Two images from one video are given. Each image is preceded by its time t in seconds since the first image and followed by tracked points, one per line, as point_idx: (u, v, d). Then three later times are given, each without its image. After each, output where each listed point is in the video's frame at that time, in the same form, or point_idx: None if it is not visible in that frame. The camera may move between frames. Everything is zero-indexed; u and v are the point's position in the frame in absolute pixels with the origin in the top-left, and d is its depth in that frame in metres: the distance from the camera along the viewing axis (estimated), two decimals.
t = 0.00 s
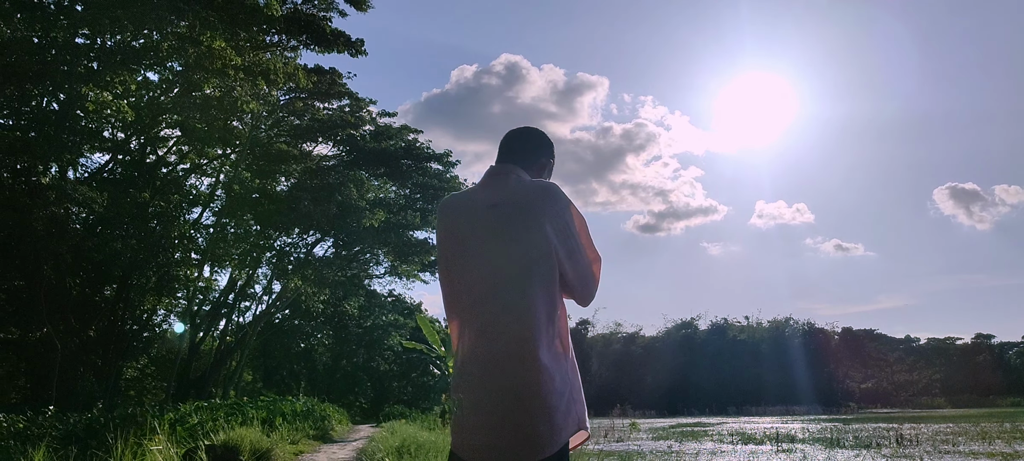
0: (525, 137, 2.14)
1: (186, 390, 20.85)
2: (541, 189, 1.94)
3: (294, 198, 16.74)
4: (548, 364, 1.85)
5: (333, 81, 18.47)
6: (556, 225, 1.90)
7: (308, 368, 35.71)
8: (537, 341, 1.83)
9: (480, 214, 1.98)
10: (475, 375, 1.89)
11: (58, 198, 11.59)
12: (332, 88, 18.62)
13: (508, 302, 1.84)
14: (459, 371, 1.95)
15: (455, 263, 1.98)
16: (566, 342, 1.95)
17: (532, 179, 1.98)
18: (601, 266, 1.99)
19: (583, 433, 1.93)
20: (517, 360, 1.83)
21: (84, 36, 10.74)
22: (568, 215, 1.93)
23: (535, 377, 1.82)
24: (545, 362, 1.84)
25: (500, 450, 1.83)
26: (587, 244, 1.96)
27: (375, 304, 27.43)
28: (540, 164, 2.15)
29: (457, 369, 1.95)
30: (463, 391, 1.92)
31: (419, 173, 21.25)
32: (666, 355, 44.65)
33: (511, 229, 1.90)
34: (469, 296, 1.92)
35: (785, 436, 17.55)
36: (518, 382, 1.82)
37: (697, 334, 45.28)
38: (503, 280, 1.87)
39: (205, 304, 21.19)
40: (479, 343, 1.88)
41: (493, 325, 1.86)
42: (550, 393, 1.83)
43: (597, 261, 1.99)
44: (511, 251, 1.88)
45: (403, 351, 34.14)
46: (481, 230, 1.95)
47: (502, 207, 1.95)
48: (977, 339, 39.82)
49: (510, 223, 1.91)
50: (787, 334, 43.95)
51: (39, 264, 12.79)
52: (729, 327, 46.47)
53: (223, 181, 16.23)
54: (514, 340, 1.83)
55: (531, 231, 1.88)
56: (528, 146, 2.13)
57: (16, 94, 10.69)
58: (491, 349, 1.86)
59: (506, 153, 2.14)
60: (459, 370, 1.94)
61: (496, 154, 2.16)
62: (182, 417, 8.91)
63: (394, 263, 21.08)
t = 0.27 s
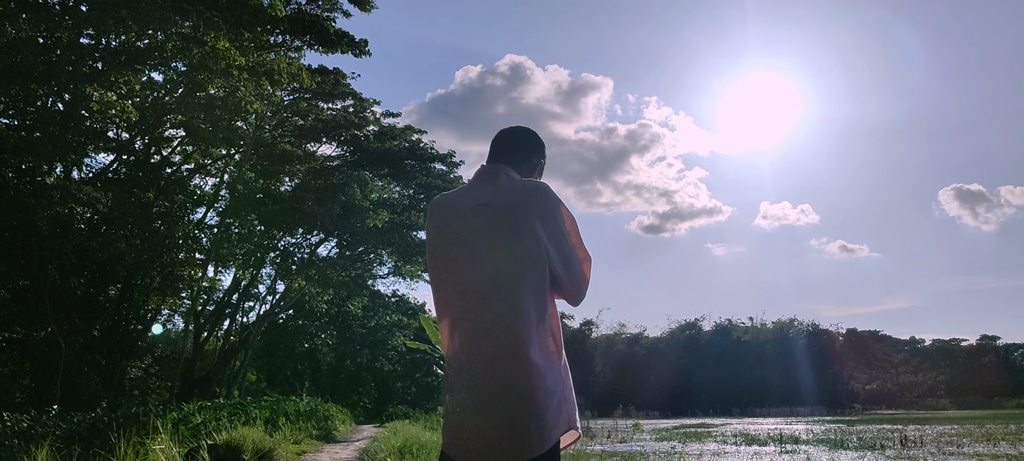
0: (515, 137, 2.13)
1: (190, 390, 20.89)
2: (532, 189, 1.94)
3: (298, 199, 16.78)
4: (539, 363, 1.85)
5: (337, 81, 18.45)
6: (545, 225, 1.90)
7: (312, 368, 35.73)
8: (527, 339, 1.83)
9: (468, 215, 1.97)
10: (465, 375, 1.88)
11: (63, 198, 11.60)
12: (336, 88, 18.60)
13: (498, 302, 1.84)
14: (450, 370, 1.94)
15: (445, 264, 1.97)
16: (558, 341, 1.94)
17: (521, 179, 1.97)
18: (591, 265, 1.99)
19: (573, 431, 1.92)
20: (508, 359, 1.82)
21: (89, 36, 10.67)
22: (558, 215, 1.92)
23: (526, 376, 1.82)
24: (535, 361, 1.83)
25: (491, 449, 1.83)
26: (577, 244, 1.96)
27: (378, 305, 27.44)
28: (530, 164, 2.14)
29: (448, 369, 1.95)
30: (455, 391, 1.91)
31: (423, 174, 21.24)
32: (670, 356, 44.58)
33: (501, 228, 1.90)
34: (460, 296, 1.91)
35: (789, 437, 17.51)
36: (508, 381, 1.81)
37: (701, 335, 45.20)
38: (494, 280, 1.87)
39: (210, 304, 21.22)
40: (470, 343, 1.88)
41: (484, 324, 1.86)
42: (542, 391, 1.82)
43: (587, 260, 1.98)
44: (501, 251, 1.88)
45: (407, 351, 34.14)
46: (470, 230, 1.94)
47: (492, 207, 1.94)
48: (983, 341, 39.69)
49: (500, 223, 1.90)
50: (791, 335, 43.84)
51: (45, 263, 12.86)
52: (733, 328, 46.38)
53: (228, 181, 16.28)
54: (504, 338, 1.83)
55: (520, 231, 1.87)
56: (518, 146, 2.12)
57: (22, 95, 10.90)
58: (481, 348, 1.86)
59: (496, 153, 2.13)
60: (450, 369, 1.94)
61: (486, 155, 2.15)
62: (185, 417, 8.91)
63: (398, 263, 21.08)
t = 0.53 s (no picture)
0: (506, 137, 2.12)
1: (193, 389, 20.92)
2: (523, 189, 1.94)
3: (301, 199, 16.76)
4: (529, 363, 1.84)
5: (341, 82, 18.40)
6: (536, 225, 1.89)
7: (315, 368, 35.78)
8: (518, 340, 1.83)
9: (459, 214, 1.96)
10: (456, 374, 1.87)
11: (67, 198, 11.50)
12: (339, 89, 18.58)
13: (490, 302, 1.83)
14: (440, 369, 1.93)
15: (435, 263, 1.96)
16: (548, 340, 1.94)
17: (512, 179, 1.97)
18: (581, 266, 1.99)
19: (563, 430, 1.93)
20: (498, 358, 1.82)
21: (93, 37, 10.67)
22: (549, 216, 1.92)
23: (516, 376, 1.81)
24: (525, 360, 1.83)
25: (480, 449, 1.82)
26: (567, 245, 1.96)
27: (381, 305, 27.46)
28: (521, 165, 2.14)
29: (438, 367, 1.94)
30: (444, 391, 1.91)
31: (426, 174, 21.25)
32: (673, 357, 44.52)
33: (493, 228, 1.89)
34: (451, 296, 1.91)
35: (792, 439, 17.50)
36: (498, 380, 1.81)
37: (705, 336, 45.13)
38: (485, 279, 1.86)
39: (213, 304, 21.25)
40: (460, 343, 1.87)
41: (474, 323, 1.85)
42: (532, 391, 1.82)
43: (577, 261, 1.99)
44: (491, 251, 1.87)
45: (410, 351, 34.15)
46: (461, 230, 1.94)
47: (482, 207, 1.93)
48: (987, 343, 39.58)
49: (491, 223, 1.90)
50: (795, 336, 43.76)
51: (48, 264, 12.92)
52: (736, 329, 46.31)
53: (231, 182, 16.32)
54: (497, 339, 1.82)
55: (512, 231, 1.87)
56: (509, 147, 2.12)
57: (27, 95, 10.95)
58: (471, 347, 1.85)
59: (487, 154, 2.13)
60: (440, 368, 1.93)
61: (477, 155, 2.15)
62: (189, 417, 8.94)
63: (401, 264, 21.11)
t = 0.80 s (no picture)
0: (496, 136, 2.12)
1: (196, 390, 20.93)
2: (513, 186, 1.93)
3: (304, 200, 16.75)
4: (520, 359, 1.84)
5: (344, 83, 18.35)
6: (526, 222, 1.89)
7: (318, 369, 35.78)
8: (508, 336, 1.82)
9: (448, 212, 1.95)
10: (446, 371, 1.87)
11: (71, 198, 11.67)
12: (343, 90, 18.51)
13: (479, 301, 1.83)
14: (429, 367, 1.93)
15: (425, 260, 1.95)
16: (538, 338, 1.93)
17: (502, 177, 1.97)
18: (572, 264, 1.98)
19: (556, 429, 1.91)
20: (488, 355, 1.81)
21: (97, 37, 10.70)
22: (539, 213, 1.91)
23: (507, 373, 1.81)
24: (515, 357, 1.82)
25: (470, 446, 1.81)
26: (557, 243, 1.95)
27: (385, 306, 27.46)
28: (512, 164, 2.13)
29: (428, 365, 1.93)
30: (434, 388, 1.90)
31: (430, 175, 21.23)
32: (676, 358, 44.46)
33: (483, 225, 1.88)
34: (440, 295, 1.90)
35: (796, 441, 17.45)
36: (488, 379, 1.80)
37: (708, 338, 45.04)
38: (475, 275, 1.85)
39: (216, 305, 21.26)
40: (450, 339, 1.87)
41: (464, 319, 1.84)
42: (522, 388, 1.81)
43: (568, 258, 1.98)
44: (480, 247, 1.87)
45: (412, 352, 34.13)
46: (450, 227, 1.93)
47: (472, 204, 1.93)
48: (992, 345, 39.45)
49: (481, 220, 1.89)
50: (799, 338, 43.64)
51: (52, 265, 12.99)
52: (740, 330, 46.22)
53: (234, 183, 16.40)
54: (486, 338, 1.82)
55: (501, 227, 1.86)
56: (498, 146, 2.11)
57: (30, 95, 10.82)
58: (461, 344, 1.84)
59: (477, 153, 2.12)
60: (429, 365, 1.92)
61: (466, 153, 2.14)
62: (191, 417, 8.95)
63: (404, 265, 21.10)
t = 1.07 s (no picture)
0: (488, 137, 2.13)
1: (200, 391, 20.96)
2: (504, 187, 1.93)
3: (308, 201, 16.76)
4: (510, 358, 1.83)
5: (347, 84, 18.31)
6: (516, 220, 1.89)
7: (321, 370, 35.79)
8: (498, 336, 1.82)
9: (440, 213, 1.96)
10: (437, 371, 1.87)
11: (74, 199, 11.65)
12: (346, 91, 18.47)
13: (469, 302, 1.83)
14: (420, 367, 1.93)
15: (417, 261, 1.96)
16: (530, 337, 1.93)
17: (492, 177, 1.97)
18: (564, 263, 1.98)
19: (547, 428, 1.91)
20: (479, 354, 1.81)
21: (101, 39, 10.70)
22: (529, 213, 1.91)
23: (497, 372, 1.81)
24: (505, 356, 1.82)
25: (462, 445, 1.80)
26: (549, 243, 1.95)
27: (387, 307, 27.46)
28: (504, 165, 2.13)
29: (418, 366, 1.93)
30: (424, 388, 1.89)
31: (433, 177, 21.24)
32: (679, 360, 44.39)
33: (472, 224, 1.88)
34: (432, 297, 1.90)
35: (799, 443, 17.41)
36: (479, 379, 1.80)
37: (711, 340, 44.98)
38: (465, 274, 1.86)
39: (219, 306, 21.28)
40: (441, 338, 1.87)
41: (455, 319, 1.85)
42: (512, 387, 1.81)
43: (560, 259, 1.98)
44: (471, 247, 1.87)
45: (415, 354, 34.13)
46: (442, 227, 1.93)
47: (463, 204, 1.93)
48: (996, 347, 39.33)
49: (472, 219, 1.89)
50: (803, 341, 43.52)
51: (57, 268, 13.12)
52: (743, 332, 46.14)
53: (238, 184, 16.45)
54: (477, 338, 1.82)
55: (492, 227, 1.86)
56: (490, 147, 2.12)
57: (34, 95, 10.84)
58: (452, 343, 1.84)
59: (469, 155, 2.13)
60: (420, 365, 1.92)
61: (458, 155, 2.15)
62: (194, 418, 8.96)
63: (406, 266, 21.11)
